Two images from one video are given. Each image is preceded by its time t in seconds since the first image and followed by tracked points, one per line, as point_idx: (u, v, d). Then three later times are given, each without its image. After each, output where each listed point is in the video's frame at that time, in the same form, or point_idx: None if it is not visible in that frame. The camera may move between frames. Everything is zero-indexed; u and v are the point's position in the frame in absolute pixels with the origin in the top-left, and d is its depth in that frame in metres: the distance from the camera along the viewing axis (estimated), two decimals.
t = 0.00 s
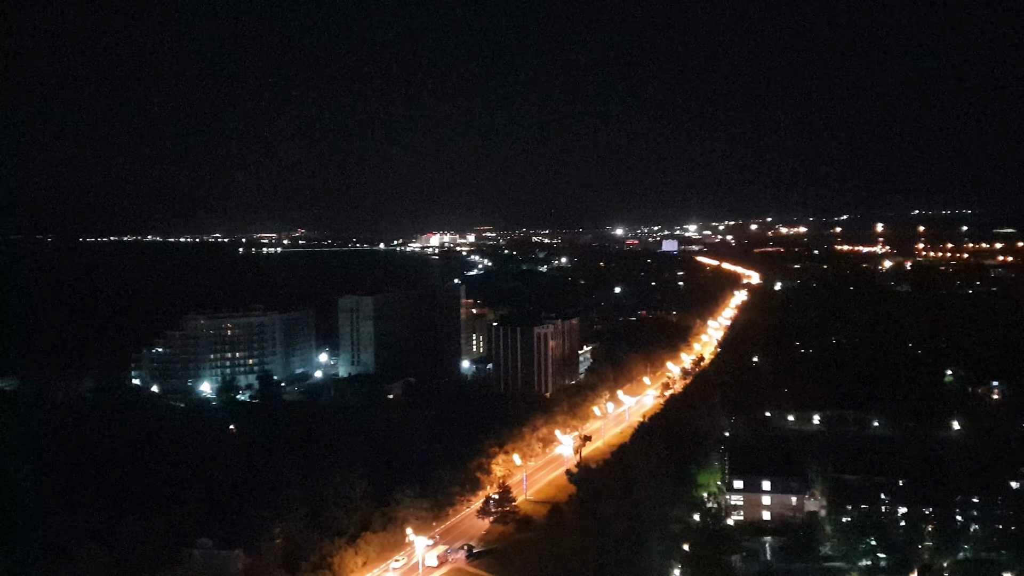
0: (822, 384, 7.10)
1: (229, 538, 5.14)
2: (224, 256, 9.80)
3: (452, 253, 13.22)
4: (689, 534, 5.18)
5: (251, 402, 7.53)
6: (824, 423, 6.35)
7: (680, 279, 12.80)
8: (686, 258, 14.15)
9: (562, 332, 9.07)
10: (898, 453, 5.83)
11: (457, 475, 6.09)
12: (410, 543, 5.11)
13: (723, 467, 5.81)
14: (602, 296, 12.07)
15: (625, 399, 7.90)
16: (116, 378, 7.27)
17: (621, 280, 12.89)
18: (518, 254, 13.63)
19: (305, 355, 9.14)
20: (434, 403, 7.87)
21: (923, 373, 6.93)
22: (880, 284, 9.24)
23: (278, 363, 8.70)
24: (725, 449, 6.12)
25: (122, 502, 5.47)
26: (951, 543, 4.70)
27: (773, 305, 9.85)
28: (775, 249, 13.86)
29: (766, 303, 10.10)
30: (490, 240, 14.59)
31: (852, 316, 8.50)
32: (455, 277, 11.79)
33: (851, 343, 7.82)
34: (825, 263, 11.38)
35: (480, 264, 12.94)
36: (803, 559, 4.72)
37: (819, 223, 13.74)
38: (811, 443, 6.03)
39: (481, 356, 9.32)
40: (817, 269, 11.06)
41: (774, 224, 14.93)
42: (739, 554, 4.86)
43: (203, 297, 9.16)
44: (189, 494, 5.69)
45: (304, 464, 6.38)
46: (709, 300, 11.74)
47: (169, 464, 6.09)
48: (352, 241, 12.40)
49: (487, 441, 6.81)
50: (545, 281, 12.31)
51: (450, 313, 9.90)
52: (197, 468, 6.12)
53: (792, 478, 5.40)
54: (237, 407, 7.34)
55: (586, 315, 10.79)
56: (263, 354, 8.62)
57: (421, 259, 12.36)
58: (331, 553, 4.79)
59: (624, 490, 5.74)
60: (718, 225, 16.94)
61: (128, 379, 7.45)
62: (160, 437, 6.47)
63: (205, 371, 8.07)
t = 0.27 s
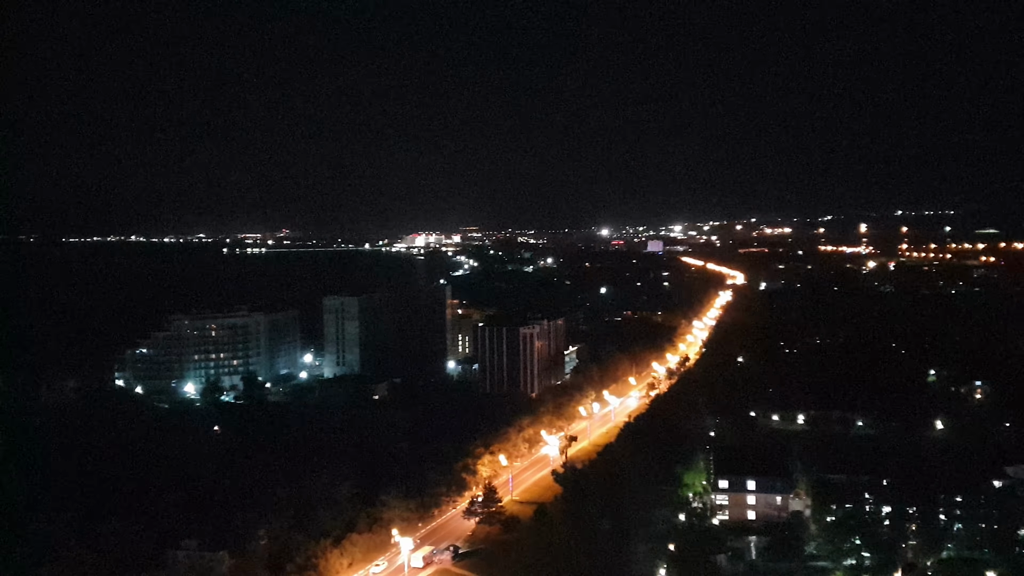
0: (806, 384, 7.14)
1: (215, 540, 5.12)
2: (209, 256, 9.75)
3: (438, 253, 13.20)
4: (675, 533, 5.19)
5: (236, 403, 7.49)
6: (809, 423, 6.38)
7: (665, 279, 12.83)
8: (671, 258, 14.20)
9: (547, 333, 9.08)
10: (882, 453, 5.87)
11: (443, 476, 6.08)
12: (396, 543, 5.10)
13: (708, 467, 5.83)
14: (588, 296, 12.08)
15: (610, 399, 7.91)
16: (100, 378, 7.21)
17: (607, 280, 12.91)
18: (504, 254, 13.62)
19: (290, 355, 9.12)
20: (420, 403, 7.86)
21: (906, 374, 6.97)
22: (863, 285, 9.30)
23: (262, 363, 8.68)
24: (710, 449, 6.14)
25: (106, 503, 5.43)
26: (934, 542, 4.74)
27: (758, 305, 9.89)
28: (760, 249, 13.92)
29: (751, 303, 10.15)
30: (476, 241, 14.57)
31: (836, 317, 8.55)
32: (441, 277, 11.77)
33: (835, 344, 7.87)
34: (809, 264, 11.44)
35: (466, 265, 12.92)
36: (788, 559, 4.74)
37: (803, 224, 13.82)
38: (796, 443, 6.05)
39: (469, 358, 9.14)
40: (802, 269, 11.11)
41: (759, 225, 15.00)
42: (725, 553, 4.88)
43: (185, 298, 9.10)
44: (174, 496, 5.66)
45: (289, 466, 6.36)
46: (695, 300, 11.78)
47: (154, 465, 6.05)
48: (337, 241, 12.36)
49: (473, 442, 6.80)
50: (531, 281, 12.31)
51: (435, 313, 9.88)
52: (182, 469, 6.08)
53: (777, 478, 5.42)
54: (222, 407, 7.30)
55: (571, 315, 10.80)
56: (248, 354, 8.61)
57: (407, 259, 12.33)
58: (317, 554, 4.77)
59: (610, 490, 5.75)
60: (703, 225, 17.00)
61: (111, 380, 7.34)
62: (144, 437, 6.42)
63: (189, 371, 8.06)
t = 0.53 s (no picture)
0: (790, 384, 7.17)
1: (198, 541, 5.08)
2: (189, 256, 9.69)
3: (423, 253, 13.17)
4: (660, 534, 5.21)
5: (220, 404, 7.45)
6: (792, 423, 6.41)
7: (650, 280, 12.86)
8: (656, 259, 14.23)
9: (533, 333, 9.08)
10: (865, 452, 5.90)
11: (428, 477, 6.07)
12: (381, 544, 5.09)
13: (693, 467, 5.85)
14: (573, 297, 12.09)
15: (596, 399, 7.91)
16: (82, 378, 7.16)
17: (592, 281, 12.92)
18: (489, 254, 13.62)
19: (275, 356, 9.07)
20: (405, 404, 7.84)
21: (889, 375, 7.02)
22: (847, 285, 9.36)
23: (246, 364, 8.63)
24: (695, 449, 6.15)
25: (88, 504, 5.39)
26: (917, 541, 4.77)
27: (742, 305, 9.93)
28: (744, 250, 13.98)
29: (735, 303, 10.18)
30: (462, 241, 14.56)
31: (820, 317, 8.60)
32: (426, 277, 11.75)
33: (818, 344, 7.92)
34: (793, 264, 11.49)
35: (451, 265, 12.90)
36: (772, 558, 4.76)
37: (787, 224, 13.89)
38: (780, 442, 6.08)
39: (455, 358, 9.32)
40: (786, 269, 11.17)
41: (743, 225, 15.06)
42: (710, 553, 4.90)
43: (172, 298, 9.06)
44: (156, 497, 5.62)
45: (273, 467, 6.33)
46: (679, 300, 11.81)
47: (136, 466, 6.00)
48: (321, 241, 12.32)
49: (458, 442, 6.79)
50: (516, 281, 12.31)
51: (421, 314, 9.86)
52: (165, 469, 6.04)
53: (761, 478, 5.45)
54: (206, 408, 7.26)
55: (556, 315, 10.80)
56: (232, 355, 8.54)
57: (392, 259, 12.30)
58: (301, 556, 4.76)
59: (595, 491, 5.75)
60: (687, 226, 17.07)
61: (95, 380, 7.31)
62: (127, 437, 6.38)
63: (173, 372, 7.98)
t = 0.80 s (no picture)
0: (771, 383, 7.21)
1: (178, 542, 5.06)
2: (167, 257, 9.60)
3: (405, 253, 13.14)
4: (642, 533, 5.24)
5: (200, 404, 7.39)
6: (773, 423, 6.45)
7: (631, 279, 12.89)
8: (637, 259, 14.28)
9: (515, 333, 9.07)
10: (844, 451, 5.95)
11: (410, 477, 6.06)
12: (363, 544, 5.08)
13: (674, 466, 5.84)
14: (555, 297, 12.11)
15: (578, 399, 7.93)
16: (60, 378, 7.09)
17: (574, 281, 12.94)
18: (471, 254, 13.60)
19: (255, 356, 8.99)
20: (387, 404, 7.82)
21: (868, 375, 7.08)
22: (827, 286, 9.43)
23: (226, 365, 8.56)
24: (676, 448, 6.18)
25: (66, 505, 5.33)
26: (897, 540, 4.81)
27: (723, 305, 9.97)
28: (725, 250, 14.05)
29: (716, 303, 10.23)
30: (443, 241, 14.53)
31: (800, 318, 8.66)
32: (408, 277, 11.72)
33: (798, 343, 7.97)
34: (774, 265, 11.57)
35: (433, 265, 12.87)
36: (753, 557, 4.79)
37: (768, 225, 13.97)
38: (761, 442, 6.11)
39: (436, 356, 9.20)
40: (767, 269, 11.24)
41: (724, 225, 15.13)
42: (691, 552, 4.93)
43: (151, 298, 8.98)
44: (136, 498, 5.58)
45: (254, 467, 6.29)
46: (661, 301, 11.85)
47: (116, 466, 5.96)
48: (303, 241, 12.25)
49: (441, 442, 6.79)
50: (498, 281, 12.30)
51: (402, 314, 9.83)
52: (144, 471, 6.00)
53: (742, 477, 5.48)
54: (185, 409, 7.20)
55: (538, 316, 10.81)
56: (212, 356, 8.49)
57: (374, 259, 12.26)
58: (283, 557, 4.74)
59: (578, 491, 5.77)
60: (669, 226, 17.13)
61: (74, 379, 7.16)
62: (106, 437, 6.32)
63: (152, 373, 7.95)
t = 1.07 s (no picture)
0: (755, 382, 7.24)
1: (162, 542, 5.03)
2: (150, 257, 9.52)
3: (389, 252, 13.11)
4: (627, 533, 5.24)
5: (183, 404, 7.34)
6: (757, 422, 6.48)
7: (616, 279, 12.93)
8: (622, 259, 14.31)
9: (500, 333, 9.06)
10: (827, 450, 5.99)
11: (395, 477, 6.04)
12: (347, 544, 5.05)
13: (659, 466, 5.86)
14: (540, 296, 12.11)
15: (563, 398, 7.93)
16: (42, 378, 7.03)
17: (558, 280, 12.96)
18: (456, 254, 13.57)
19: (238, 357, 8.92)
20: (372, 403, 7.80)
21: (851, 374, 7.13)
22: (810, 285, 9.49)
23: (210, 364, 8.51)
24: (661, 447, 6.20)
25: (48, 506, 5.29)
26: (880, 538, 4.84)
27: (707, 305, 10.00)
28: (708, 250, 14.09)
29: (700, 303, 10.27)
30: (428, 241, 14.49)
31: (783, 317, 8.70)
32: (393, 277, 11.69)
33: (781, 343, 8.01)
34: (757, 264, 11.63)
35: (418, 265, 12.85)
36: (737, 556, 4.81)
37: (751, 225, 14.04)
38: (745, 441, 6.13)
39: (422, 357, 9.23)
40: (750, 269, 11.29)
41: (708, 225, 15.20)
42: (676, 551, 4.94)
43: (132, 301, 8.87)
44: (119, 498, 5.54)
45: (238, 467, 6.26)
46: (645, 300, 11.87)
47: (98, 466, 5.91)
48: (286, 240, 12.20)
49: (426, 442, 6.78)
50: (483, 281, 12.30)
51: (387, 314, 9.81)
52: (127, 471, 5.95)
53: (726, 476, 5.50)
54: (168, 409, 7.15)
55: (523, 315, 10.81)
56: (195, 356, 8.40)
57: (358, 258, 12.23)
58: (267, 557, 4.72)
59: (563, 490, 5.76)
60: (653, 226, 17.17)
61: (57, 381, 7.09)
62: (88, 437, 6.27)
63: (135, 374, 7.83)
